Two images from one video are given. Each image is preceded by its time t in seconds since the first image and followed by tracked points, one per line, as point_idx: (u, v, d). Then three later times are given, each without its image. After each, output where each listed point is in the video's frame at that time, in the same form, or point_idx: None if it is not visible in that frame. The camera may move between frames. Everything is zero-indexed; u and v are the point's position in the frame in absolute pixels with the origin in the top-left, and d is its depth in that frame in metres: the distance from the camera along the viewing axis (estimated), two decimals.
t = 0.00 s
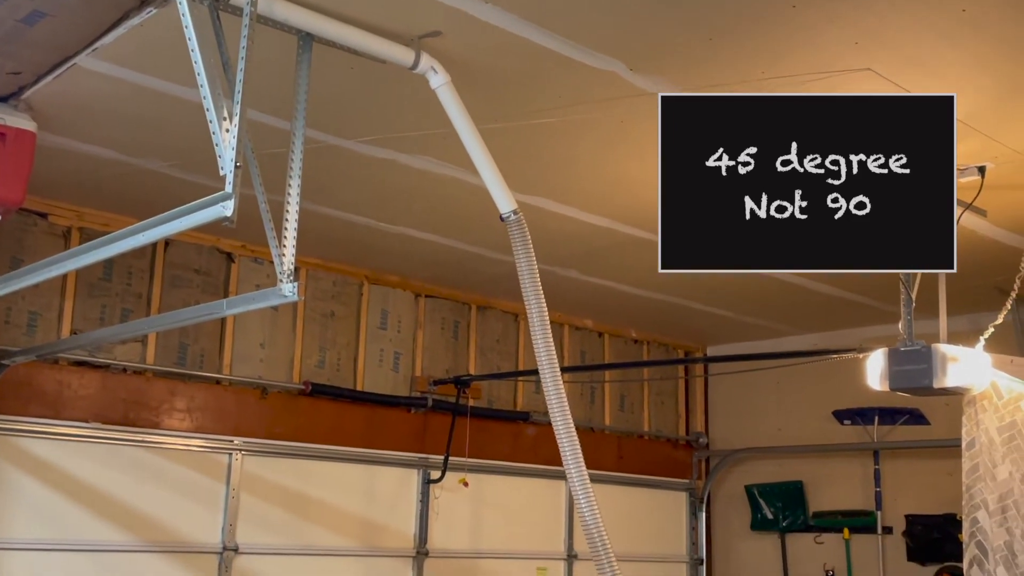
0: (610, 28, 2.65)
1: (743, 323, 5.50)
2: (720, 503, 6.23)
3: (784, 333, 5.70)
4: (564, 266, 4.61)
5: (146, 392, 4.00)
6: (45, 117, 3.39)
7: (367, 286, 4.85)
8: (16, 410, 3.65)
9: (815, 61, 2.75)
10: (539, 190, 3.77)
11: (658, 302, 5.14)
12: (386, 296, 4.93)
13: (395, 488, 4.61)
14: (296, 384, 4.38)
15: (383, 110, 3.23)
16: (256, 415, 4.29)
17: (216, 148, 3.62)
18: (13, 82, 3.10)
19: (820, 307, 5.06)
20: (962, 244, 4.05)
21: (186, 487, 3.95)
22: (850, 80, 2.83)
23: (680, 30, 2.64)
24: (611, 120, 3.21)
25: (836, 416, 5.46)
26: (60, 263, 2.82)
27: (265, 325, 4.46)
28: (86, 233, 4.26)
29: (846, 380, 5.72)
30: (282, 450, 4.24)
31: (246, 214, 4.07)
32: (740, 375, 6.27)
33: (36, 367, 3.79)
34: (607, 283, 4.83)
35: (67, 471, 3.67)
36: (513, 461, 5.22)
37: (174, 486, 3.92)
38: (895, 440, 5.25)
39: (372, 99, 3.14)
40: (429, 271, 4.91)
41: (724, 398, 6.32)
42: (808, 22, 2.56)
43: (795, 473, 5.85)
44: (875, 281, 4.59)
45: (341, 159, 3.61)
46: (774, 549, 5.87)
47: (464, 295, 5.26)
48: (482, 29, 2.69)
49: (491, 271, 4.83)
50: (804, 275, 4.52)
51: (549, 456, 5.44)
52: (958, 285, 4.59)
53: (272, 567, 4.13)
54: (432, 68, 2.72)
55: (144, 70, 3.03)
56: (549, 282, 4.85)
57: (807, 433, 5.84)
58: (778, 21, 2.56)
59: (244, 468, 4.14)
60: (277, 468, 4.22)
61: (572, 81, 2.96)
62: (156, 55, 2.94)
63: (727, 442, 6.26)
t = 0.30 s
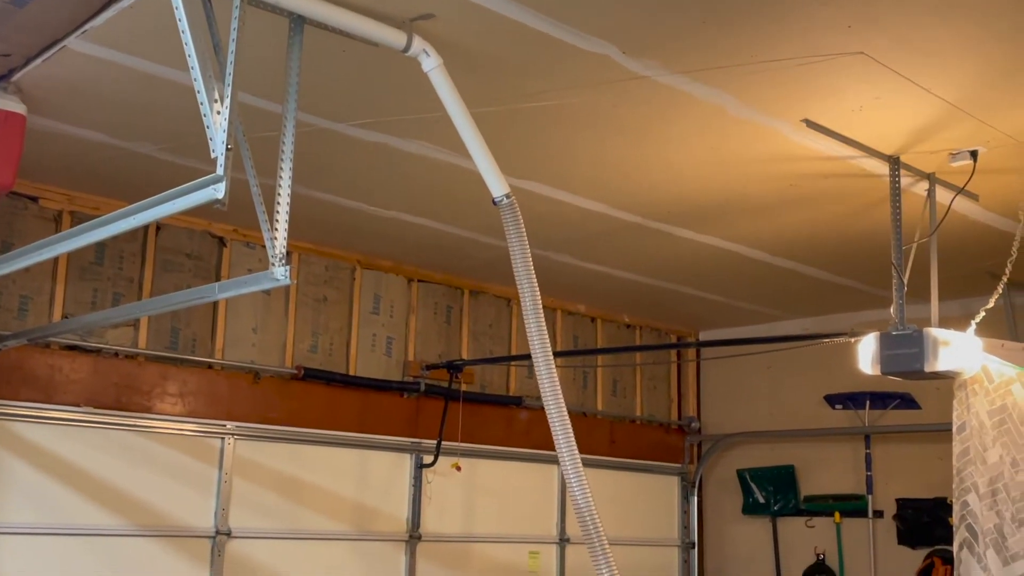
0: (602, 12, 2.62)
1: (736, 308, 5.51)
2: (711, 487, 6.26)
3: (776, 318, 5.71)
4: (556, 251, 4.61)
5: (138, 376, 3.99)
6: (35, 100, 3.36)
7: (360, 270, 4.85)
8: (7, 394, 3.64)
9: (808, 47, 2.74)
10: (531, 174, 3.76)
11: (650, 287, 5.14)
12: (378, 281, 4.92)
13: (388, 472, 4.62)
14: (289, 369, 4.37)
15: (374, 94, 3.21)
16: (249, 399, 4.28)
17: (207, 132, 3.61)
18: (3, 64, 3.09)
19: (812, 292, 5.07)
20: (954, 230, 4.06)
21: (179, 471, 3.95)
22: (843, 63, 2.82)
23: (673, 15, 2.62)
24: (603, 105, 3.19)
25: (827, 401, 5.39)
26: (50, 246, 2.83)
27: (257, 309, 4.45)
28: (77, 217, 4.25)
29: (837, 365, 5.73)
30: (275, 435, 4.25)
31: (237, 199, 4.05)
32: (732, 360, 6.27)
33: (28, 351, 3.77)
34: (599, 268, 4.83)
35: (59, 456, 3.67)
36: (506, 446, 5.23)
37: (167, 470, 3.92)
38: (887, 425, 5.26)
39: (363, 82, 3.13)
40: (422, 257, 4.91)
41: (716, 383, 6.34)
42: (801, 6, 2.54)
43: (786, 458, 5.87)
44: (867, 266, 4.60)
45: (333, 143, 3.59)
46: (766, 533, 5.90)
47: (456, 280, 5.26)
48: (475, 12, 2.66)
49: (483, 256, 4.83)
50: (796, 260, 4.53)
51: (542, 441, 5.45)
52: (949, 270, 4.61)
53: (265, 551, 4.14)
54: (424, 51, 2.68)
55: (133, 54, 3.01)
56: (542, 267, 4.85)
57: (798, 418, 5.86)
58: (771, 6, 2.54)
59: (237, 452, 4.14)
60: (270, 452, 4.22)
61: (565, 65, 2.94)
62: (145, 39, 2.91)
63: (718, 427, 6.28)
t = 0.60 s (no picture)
0: None
1: (728, 293, 5.51)
2: (704, 471, 6.28)
3: (768, 303, 5.72)
4: (548, 236, 4.61)
5: (130, 360, 3.99)
6: (24, 83, 3.34)
7: (352, 255, 4.84)
8: None
9: (801, 30, 2.73)
10: (524, 158, 3.75)
11: (643, 272, 5.14)
12: (371, 266, 4.91)
13: (381, 456, 4.62)
14: (281, 354, 4.37)
15: (366, 78, 3.20)
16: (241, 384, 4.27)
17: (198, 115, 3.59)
18: None
19: (804, 276, 5.07)
20: (946, 214, 4.07)
21: (172, 455, 3.95)
22: (836, 46, 2.81)
23: None
24: (596, 88, 3.17)
25: (819, 383, 5.43)
26: (41, 229, 2.83)
27: (249, 293, 4.45)
28: (68, 200, 4.24)
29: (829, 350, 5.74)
30: (268, 419, 4.24)
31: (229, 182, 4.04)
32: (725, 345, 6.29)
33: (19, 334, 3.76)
34: (592, 252, 4.83)
35: (50, 440, 3.67)
36: (500, 430, 5.23)
37: (159, 454, 3.92)
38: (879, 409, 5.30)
39: (355, 65, 3.11)
40: (414, 241, 4.91)
41: (708, 367, 6.35)
42: None
43: (778, 442, 5.89)
44: (859, 250, 4.61)
45: (325, 126, 3.58)
46: (757, 517, 5.93)
47: (449, 264, 5.25)
48: None
49: (476, 240, 4.82)
50: (789, 244, 4.53)
51: (535, 425, 5.46)
52: (941, 254, 4.62)
53: (258, 535, 4.15)
54: (417, 33, 2.63)
55: (123, 37, 2.99)
56: (534, 252, 4.85)
57: (791, 403, 5.87)
58: None
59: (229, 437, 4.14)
60: (262, 437, 4.22)
61: (559, 48, 2.92)
62: (135, 22, 2.89)
63: (710, 411, 6.30)
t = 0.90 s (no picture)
0: None
1: (721, 278, 5.52)
2: (696, 456, 6.30)
3: (761, 288, 5.73)
4: (541, 221, 4.60)
5: (122, 345, 3.98)
6: (14, 66, 3.32)
7: (345, 240, 4.83)
8: None
9: (795, 14, 2.72)
10: (517, 142, 3.74)
11: (636, 257, 5.14)
12: (364, 251, 4.90)
13: (374, 441, 4.63)
14: (274, 339, 4.37)
15: (358, 62, 3.18)
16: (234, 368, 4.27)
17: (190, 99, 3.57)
18: None
19: (797, 262, 5.08)
20: (938, 200, 4.07)
21: (165, 440, 3.96)
22: (830, 31, 2.80)
23: None
24: (590, 72, 3.16)
25: (811, 369, 5.44)
26: (34, 213, 2.83)
27: (242, 278, 4.44)
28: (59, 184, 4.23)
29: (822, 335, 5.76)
30: (261, 404, 4.24)
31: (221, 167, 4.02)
32: (718, 330, 6.30)
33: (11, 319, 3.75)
34: (585, 237, 4.84)
35: (43, 425, 3.66)
36: (493, 415, 5.24)
37: (153, 439, 3.92)
38: (870, 393, 5.33)
39: (347, 49, 3.09)
40: (408, 226, 4.90)
41: (701, 352, 6.36)
42: None
43: (771, 427, 5.91)
44: (852, 235, 4.61)
45: (318, 110, 3.56)
46: (749, 501, 5.95)
47: (442, 249, 5.25)
48: None
49: (470, 226, 4.82)
50: (782, 229, 4.54)
51: (528, 410, 5.47)
52: (933, 240, 4.63)
53: (251, 520, 4.15)
54: (410, 18, 2.60)
55: (113, 20, 2.97)
56: (528, 237, 4.85)
57: (783, 389, 5.89)
58: None
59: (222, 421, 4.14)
60: (255, 421, 4.22)
61: (553, 32, 2.90)
62: (125, 5, 2.87)
63: (703, 396, 6.31)
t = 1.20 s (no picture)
0: None
1: (715, 263, 5.52)
2: (689, 440, 6.32)
3: (754, 273, 5.73)
4: (535, 205, 4.60)
5: (115, 329, 3.96)
6: (4, 49, 3.29)
7: (338, 224, 4.82)
8: None
9: None
10: (511, 126, 3.73)
11: (630, 242, 5.14)
12: (357, 236, 4.89)
13: (368, 426, 4.64)
14: (267, 323, 4.36)
15: (351, 45, 3.16)
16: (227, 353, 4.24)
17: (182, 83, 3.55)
18: None
19: (790, 246, 5.08)
20: (931, 184, 4.08)
21: (158, 425, 3.95)
22: (825, 15, 2.79)
23: None
24: (583, 56, 3.15)
25: (803, 353, 5.44)
26: (26, 196, 2.82)
27: (235, 263, 4.43)
28: (50, 168, 4.21)
29: (815, 321, 5.77)
30: (253, 389, 4.24)
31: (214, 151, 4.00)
32: (711, 316, 6.30)
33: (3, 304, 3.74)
34: (578, 222, 4.83)
35: (36, 410, 3.66)
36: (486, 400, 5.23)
37: (146, 424, 3.92)
38: (862, 378, 5.34)
39: (339, 32, 3.07)
40: (401, 211, 4.89)
41: (694, 337, 6.37)
42: None
43: (763, 411, 5.93)
44: (845, 220, 4.62)
45: (310, 94, 3.54)
46: (741, 486, 5.98)
47: (435, 234, 5.24)
48: None
49: (463, 210, 4.82)
50: (775, 214, 4.54)
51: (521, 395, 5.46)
52: (926, 224, 4.64)
53: (244, 505, 4.15)
54: None
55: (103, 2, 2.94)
56: (521, 222, 4.84)
57: (776, 373, 5.90)
58: None
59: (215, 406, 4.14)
60: (247, 406, 4.21)
61: (546, 16, 2.89)
62: None
63: (695, 381, 6.33)
